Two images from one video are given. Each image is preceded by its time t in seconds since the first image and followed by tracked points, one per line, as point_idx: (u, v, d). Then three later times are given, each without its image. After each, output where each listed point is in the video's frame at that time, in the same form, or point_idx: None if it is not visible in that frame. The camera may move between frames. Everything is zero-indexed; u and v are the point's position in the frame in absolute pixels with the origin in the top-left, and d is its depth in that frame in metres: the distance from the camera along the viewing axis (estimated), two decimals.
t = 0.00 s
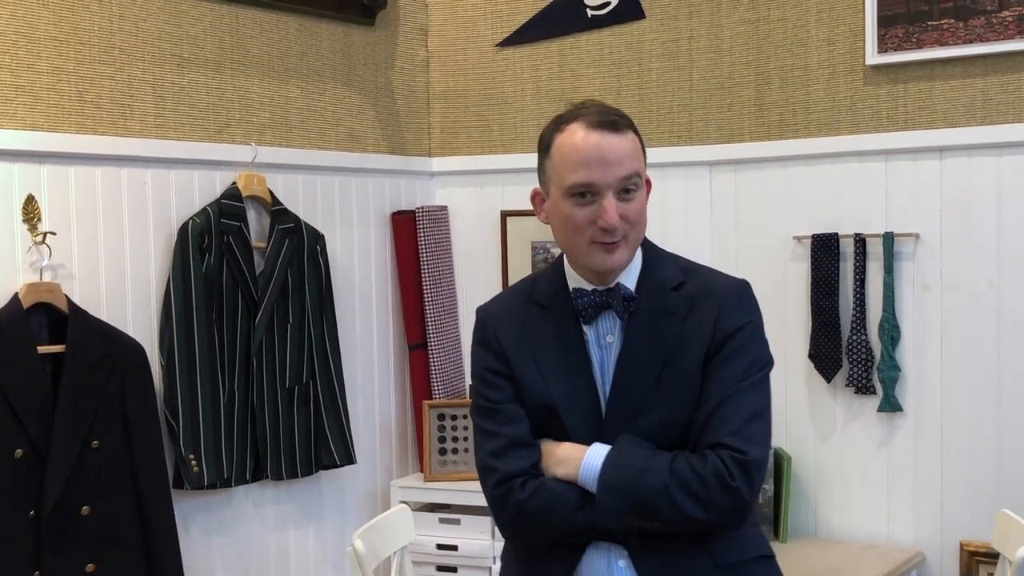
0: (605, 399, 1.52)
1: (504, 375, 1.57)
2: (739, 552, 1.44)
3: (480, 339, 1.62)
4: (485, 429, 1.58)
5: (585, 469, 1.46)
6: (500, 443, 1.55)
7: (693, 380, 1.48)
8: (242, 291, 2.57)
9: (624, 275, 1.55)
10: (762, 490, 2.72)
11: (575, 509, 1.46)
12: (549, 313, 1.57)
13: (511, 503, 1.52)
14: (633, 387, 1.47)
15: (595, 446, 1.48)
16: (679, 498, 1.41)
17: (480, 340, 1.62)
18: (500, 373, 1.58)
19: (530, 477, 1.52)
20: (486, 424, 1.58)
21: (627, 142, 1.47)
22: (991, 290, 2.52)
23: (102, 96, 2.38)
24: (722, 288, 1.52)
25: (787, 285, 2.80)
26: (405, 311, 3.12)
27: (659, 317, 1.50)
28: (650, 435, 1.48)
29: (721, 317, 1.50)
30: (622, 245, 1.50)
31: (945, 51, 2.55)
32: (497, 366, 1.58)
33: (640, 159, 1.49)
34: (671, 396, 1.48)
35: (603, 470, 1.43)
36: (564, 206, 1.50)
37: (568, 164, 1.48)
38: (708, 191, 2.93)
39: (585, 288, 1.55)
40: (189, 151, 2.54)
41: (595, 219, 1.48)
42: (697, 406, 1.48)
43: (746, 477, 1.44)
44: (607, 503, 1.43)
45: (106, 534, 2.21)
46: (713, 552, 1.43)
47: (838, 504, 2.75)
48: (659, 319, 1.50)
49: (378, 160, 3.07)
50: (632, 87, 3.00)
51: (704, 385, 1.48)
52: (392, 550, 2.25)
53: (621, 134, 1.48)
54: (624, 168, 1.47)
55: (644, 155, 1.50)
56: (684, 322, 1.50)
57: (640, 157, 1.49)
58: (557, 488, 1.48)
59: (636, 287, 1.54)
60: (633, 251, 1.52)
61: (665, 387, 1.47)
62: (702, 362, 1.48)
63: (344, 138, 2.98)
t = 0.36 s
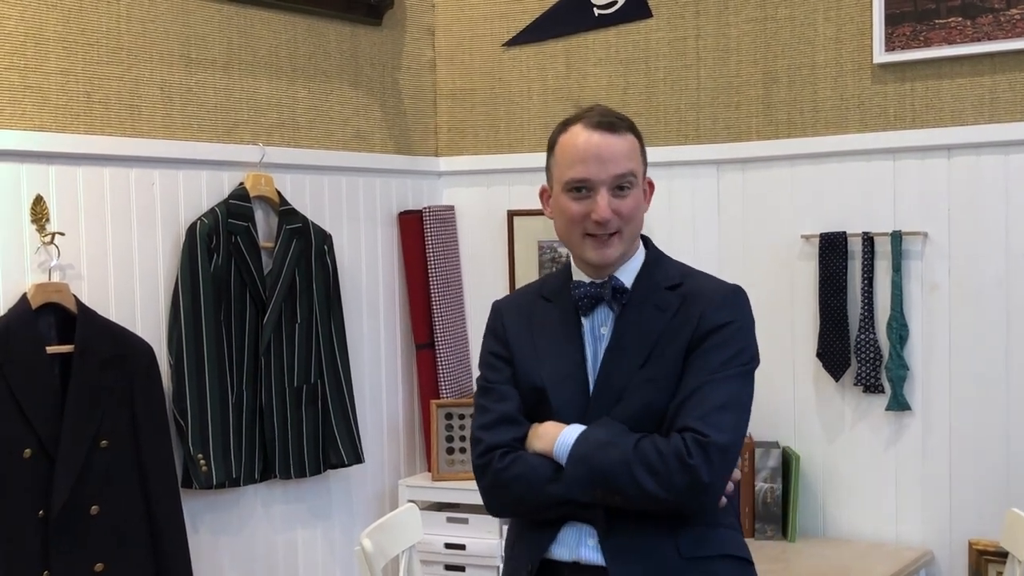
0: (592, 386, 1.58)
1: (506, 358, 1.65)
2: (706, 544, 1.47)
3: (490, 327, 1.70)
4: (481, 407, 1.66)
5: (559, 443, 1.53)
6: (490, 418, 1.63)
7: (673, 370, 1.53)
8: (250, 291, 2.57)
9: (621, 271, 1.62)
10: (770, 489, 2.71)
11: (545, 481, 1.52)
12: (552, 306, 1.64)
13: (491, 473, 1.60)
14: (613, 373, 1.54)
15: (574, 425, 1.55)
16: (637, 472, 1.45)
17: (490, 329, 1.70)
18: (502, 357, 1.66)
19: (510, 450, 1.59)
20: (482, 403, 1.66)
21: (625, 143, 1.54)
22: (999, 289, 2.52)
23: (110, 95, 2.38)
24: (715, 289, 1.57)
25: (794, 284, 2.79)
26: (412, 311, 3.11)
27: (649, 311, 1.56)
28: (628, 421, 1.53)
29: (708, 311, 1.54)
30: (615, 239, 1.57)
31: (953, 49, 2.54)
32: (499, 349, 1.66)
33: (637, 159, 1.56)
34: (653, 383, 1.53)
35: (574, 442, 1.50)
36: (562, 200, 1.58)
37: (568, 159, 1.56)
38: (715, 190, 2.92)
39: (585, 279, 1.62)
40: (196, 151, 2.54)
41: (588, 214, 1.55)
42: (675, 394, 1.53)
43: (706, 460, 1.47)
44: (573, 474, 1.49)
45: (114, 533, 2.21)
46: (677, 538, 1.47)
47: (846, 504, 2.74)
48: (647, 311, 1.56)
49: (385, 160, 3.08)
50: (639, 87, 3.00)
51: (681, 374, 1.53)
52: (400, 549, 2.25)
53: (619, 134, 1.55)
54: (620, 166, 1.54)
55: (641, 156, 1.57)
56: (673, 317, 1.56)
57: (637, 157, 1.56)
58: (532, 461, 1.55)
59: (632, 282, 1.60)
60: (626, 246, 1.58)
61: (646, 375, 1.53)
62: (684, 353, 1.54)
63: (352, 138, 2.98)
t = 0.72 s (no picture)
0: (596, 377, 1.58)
1: (514, 352, 1.65)
2: (708, 533, 1.47)
3: (498, 324, 1.70)
4: (488, 400, 1.66)
5: (563, 430, 1.52)
6: (496, 409, 1.63)
7: (676, 360, 1.53)
8: (260, 286, 2.58)
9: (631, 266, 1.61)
10: (779, 485, 2.71)
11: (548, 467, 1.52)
12: (561, 303, 1.64)
13: (496, 460, 1.60)
14: (619, 364, 1.54)
15: (577, 413, 1.55)
16: (637, 453, 1.45)
17: (499, 326, 1.70)
18: (510, 352, 1.66)
19: (515, 437, 1.60)
20: (489, 394, 1.66)
21: (643, 143, 1.55)
22: (1010, 286, 2.51)
23: (121, 89, 2.38)
24: (719, 285, 1.57)
25: (804, 281, 2.79)
26: (422, 306, 3.11)
27: (654, 305, 1.56)
28: (632, 410, 1.53)
29: (712, 304, 1.55)
30: (625, 236, 1.57)
31: (965, 45, 2.53)
32: (507, 343, 1.66)
33: (654, 160, 1.57)
34: (657, 373, 1.53)
35: (577, 427, 1.50)
36: (576, 194, 1.58)
37: (586, 154, 1.56)
38: (725, 186, 2.91)
39: (593, 275, 1.62)
40: (206, 146, 2.54)
41: (601, 209, 1.55)
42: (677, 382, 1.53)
43: (705, 441, 1.47)
44: (575, 459, 1.49)
45: (123, 528, 2.21)
46: (679, 523, 1.47)
47: (855, 502, 2.73)
48: (652, 304, 1.56)
49: (395, 155, 3.07)
50: (649, 82, 2.99)
51: (685, 363, 1.53)
52: (408, 544, 2.25)
53: (639, 134, 1.55)
54: (637, 165, 1.54)
55: (658, 157, 1.57)
56: (678, 311, 1.56)
57: (654, 158, 1.56)
58: (536, 447, 1.55)
59: (640, 276, 1.60)
60: (635, 244, 1.58)
61: (650, 366, 1.53)
62: (687, 344, 1.54)
63: (361, 134, 2.98)
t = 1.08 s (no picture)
0: (608, 374, 1.59)
1: (517, 354, 1.65)
2: (733, 522, 1.50)
3: (498, 327, 1.70)
4: (498, 405, 1.66)
5: (585, 429, 1.54)
6: (509, 413, 1.64)
7: (689, 355, 1.55)
8: (264, 283, 2.58)
9: (634, 262, 1.62)
10: (780, 486, 2.71)
11: (572, 467, 1.53)
12: (562, 304, 1.65)
13: (516, 464, 1.60)
14: (631, 361, 1.56)
15: (595, 412, 1.57)
16: (669, 446, 1.48)
17: (498, 329, 1.70)
18: (513, 354, 1.66)
19: (534, 441, 1.60)
20: (497, 399, 1.67)
21: (642, 141, 1.56)
22: (1012, 288, 2.51)
23: (127, 86, 2.39)
24: (719, 278, 1.59)
25: (807, 283, 2.79)
26: (425, 304, 3.12)
27: (661, 301, 1.58)
28: (648, 406, 1.55)
29: (719, 296, 1.57)
30: (628, 233, 1.58)
31: (970, 48, 2.54)
32: (510, 346, 1.66)
33: (652, 158, 1.58)
34: (669, 368, 1.55)
35: (601, 425, 1.52)
36: (577, 193, 1.59)
37: (587, 153, 1.57)
38: (729, 187, 2.92)
39: (595, 274, 1.62)
40: (211, 144, 2.55)
41: (605, 207, 1.56)
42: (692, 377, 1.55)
43: (734, 431, 1.50)
44: (603, 457, 1.51)
45: (125, 524, 2.22)
46: (704, 513, 1.50)
47: (856, 502, 2.74)
48: (661, 301, 1.58)
49: (399, 154, 3.08)
50: (653, 82, 3.00)
51: (698, 358, 1.55)
52: (410, 543, 2.26)
53: (638, 132, 1.57)
54: (638, 163, 1.56)
55: (657, 155, 1.59)
56: (685, 305, 1.58)
57: (652, 155, 1.58)
58: (558, 449, 1.57)
59: (644, 271, 1.61)
60: (638, 241, 1.59)
61: (663, 361, 1.55)
62: (701, 337, 1.56)
63: (365, 132, 2.99)
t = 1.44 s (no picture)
0: (622, 377, 1.60)
1: (529, 356, 1.65)
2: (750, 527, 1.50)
3: (508, 329, 1.70)
4: (512, 408, 1.66)
5: (606, 435, 1.54)
6: (525, 417, 1.63)
7: (706, 359, 1.56)
8: (270, 284, 2.59)
9: (646, 264, 1.63)
10: (787, 487, 2.70)
11: (592, 473, 1.54)
12: (574, 305, 1.65)
13: (534, 470, 1.60)
14: (647, 364, 1.56)
15: (614, 417, 1.57)
16: (691, 454, 1.48)
17: (508, 331, 1.70)
18: (526, 356, 1.66)
19: (554, 447, 1.60)
20: (511, 402, 1.66)
21: (652, 141, 1.57)
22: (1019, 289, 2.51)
23: (133, 88, 2.39)
24: (736, 280, 1.60)
25: (813, 284, 2.79)
26: (431, 306, 3.12)
27: (677, 305, 1.58)
28: (665, 410, 1.56)
29: (735, 301, 1.57)
30: (640, 234, 1.58)
31: (976, 49, 2.53)
32: (522, 348, 1.66)
33: (663, 157, 1.58)
34: (685, 372, 1.56)
35: (621, 433, 1.52)
36: (588, 194, 1.59)
37: (597, 153, 1.57)
38: (734, 187, 2.92)
39: (608, 275, 1.62)
40: (216, 145, 2.56)
41: (616, 207, 1.56)
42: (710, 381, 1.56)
43: (756, 438, 1.52)
44: (625, 464, 1.51)
45: (131, 525, 2.22)
46: (721, 517, 1.51)
47: (863, 504, 2.74)
48: (676, 305, 1.58)
49: (404, 155, 3.08)
50: (659, 83, 3.00)
51: (716, 361, 1.55)
52: (416, 543, 2.26)
53: (648, 132, 1.57)
54: (649, 162, 1.56)
55: (667, 154, 1.59)
56: (700, 308, 1.58)
57: (663, 155, 1.58)
58: (578, 455, 1.57)
59: (657, 274, 1.62)
60: (650, 242, 1.59)
61: (679, 365, 1.56)
62: (718, 341, 1.56)
63: (371, 133, 2.99)
